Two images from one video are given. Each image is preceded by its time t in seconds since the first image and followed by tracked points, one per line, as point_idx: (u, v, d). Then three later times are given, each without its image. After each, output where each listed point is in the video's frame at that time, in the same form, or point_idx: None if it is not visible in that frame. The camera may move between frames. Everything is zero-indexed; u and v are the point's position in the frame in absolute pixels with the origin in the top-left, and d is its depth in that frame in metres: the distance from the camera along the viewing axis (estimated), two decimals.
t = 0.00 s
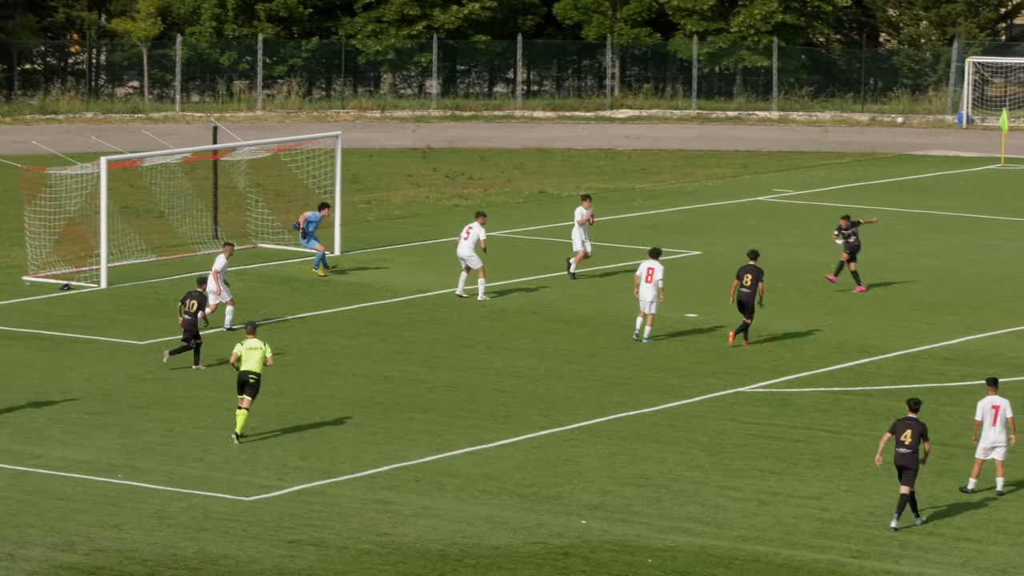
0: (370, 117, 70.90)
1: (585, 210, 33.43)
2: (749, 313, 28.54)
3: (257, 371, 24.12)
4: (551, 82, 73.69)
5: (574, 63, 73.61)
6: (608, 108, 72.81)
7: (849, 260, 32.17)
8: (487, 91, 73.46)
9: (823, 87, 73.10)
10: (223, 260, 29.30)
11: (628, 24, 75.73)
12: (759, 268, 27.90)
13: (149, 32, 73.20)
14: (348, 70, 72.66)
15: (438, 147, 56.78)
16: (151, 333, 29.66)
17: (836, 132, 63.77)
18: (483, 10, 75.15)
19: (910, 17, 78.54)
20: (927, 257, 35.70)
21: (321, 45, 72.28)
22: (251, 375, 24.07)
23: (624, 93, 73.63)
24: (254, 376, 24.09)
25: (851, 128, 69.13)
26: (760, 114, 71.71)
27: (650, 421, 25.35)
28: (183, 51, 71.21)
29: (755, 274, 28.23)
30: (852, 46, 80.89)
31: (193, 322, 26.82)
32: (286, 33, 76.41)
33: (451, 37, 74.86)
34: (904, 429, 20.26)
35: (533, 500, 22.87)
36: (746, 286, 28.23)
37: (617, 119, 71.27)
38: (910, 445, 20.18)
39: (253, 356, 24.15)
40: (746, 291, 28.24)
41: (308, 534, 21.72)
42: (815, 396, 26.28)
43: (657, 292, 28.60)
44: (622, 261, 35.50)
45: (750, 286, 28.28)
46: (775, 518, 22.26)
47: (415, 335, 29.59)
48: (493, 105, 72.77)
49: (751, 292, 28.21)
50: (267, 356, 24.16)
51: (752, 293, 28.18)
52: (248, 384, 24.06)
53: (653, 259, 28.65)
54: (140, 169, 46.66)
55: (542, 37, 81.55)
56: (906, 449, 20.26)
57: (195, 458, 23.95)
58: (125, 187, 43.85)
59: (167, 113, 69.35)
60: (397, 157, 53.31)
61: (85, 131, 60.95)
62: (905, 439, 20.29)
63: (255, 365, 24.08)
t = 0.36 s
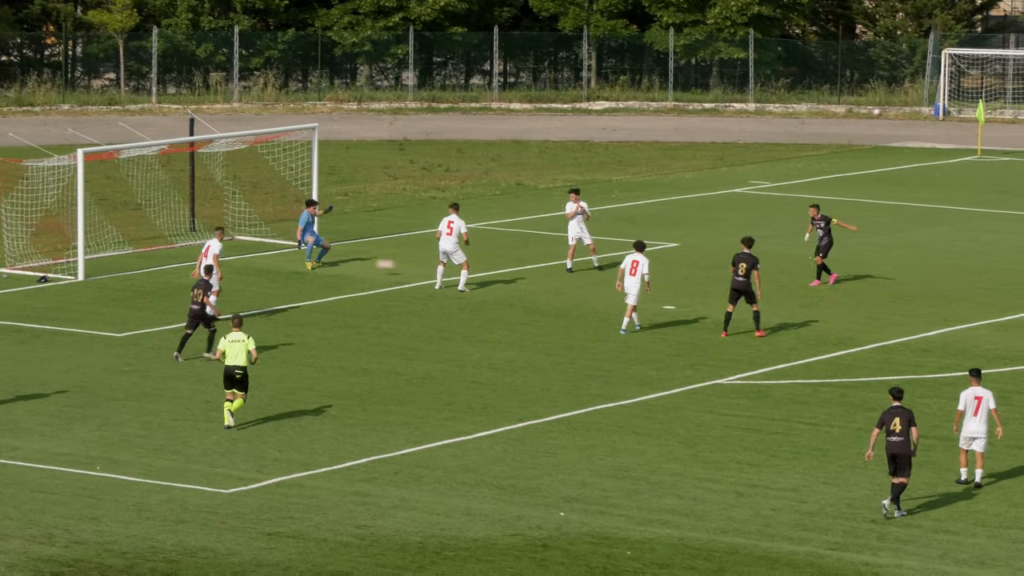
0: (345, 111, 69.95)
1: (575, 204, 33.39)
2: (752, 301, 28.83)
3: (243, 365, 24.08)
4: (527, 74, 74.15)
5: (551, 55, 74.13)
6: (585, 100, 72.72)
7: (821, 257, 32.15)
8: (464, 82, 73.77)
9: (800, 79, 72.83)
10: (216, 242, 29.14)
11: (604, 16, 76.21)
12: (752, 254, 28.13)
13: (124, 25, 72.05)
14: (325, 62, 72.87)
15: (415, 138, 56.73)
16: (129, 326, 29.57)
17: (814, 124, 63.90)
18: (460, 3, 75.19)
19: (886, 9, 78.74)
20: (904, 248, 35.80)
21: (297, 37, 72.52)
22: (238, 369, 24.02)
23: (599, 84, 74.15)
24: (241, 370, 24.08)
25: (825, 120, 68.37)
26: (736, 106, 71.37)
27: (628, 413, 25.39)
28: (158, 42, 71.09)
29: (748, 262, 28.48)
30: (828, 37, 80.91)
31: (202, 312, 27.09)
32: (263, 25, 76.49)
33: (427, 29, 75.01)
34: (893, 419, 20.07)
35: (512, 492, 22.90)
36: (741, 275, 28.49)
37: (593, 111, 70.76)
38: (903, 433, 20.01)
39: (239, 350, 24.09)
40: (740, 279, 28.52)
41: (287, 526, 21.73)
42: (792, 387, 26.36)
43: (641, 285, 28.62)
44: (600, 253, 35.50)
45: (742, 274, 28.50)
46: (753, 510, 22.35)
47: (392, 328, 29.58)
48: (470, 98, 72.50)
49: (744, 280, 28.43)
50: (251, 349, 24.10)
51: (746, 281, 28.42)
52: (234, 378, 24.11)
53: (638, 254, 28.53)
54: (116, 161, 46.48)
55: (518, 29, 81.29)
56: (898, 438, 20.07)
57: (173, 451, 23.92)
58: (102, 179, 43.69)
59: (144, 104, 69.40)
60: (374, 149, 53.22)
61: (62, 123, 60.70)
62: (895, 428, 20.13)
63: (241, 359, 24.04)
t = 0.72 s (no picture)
0: (374, 102, 71.44)
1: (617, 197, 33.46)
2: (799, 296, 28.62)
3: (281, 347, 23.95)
4: (555, 67, 74.37)
5: (578, 48, 74.13)
6: (614, 93, 73.28)
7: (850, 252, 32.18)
8: (491, 75, 74.19)
9: (827, 71, 72.97)
10: (255, 235, 29.50)
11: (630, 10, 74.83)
12: (799, 251, 27.87)
13: (152, 18, 73.07)
14: (352, 54, 73.35)
15: (443, 131, 56.84)
16: (159, 317, 29.57)
17: (840, 117, 63.89)
18: None
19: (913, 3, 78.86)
20: (933, 242, 35.73)
21: (324, 30, 73.16)
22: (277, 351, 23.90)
23: (627, 78, 73.98)
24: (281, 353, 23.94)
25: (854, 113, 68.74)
26: (764, 99, 71.91)
27: (659, 406, 25.35)
28: (183, 35, 72.03)
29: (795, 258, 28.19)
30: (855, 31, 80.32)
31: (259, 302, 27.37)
32: (290, 18, 77.25)
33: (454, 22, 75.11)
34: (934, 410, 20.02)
35: (543, 484, 22.86)
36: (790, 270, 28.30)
37: (621, 104, 71.68)
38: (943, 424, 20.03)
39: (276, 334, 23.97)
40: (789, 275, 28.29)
41: (318, 518, 21.69)
42: (822, 381, 26.33)
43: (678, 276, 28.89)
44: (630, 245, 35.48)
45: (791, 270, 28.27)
46: (785, 503, 22.32)
47: (422, 320, 29.56)
48: (497, 90, 73.06)
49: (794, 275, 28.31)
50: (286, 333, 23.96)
51: (795, 278, 28.29)
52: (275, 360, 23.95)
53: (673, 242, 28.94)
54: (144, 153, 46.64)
55: (545, 21, 79.66)
56: (936, 429, 20.08)
57: (204, 442, 23.88)
58: (129, 172, 43.82)
59: (172, 98, 70.54)
60: (402, 142, 53.28)
61: (90, 116, 61.03)
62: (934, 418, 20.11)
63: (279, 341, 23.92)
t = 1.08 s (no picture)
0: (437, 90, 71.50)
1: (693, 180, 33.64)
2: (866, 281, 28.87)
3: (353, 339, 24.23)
4: (617, 55, 73.81)
5: (640, 37, 73.83)
6: (675, 81, 72.74)
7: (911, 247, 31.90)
8: (553, 64, 73.85)
9: (890, 61, 72.64)
10: (325, 222, 29.57)
11: None
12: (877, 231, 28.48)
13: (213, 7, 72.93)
14: (415, 43, 73.07)
15: (503, 120, 56.85)
16: (219, 305, 29.65)
17: (898, 106, 63.47)
18: None
19: None
20: (994, 232, 35.49)
21: (386, 18, 72.79)
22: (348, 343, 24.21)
23: (689, 66, 73.76)
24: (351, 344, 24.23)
25: (917, 102, 68.07)
26: (827, 87, 71.38)
27: (718, 395, 25.32)
28: (246, 23, 72.45)
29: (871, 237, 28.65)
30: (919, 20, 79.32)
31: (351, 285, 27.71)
32: (352, 8, 77.27)
33: (516, 11, 75.29)
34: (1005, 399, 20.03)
35: (602, 473, 22.85)
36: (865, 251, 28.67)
37: (683, 93, 71.05)
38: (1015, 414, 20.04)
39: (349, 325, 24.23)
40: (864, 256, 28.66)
41: (377, 507, 21.72)
42: (881, 370, 26.24)
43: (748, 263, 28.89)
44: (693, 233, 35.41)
45: (868, 250, 28.65)
46: (844, 493, 22.28)
47: (483, 309, 29.55)
48: (559, 78, 72.90)
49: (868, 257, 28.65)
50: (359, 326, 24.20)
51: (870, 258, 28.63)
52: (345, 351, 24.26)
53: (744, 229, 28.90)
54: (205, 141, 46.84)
55: (608, 11, 79.59)
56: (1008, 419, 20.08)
57: (265, 430, 23.93)
58: (189, 159, 44.07)
59: (234, 86, 70.92)
60: (463, 130, 53.28)
61: (151, 103, 61.34)
62: (1005, 408, 20.09)
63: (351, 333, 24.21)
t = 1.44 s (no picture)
0: (453, 86, 70.94)
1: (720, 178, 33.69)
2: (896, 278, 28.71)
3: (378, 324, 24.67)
4: (634, 51, 74.33)
5: (658, 32, 73.94)
6: (693, 77, 72.83)
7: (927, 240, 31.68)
8: (570, 59, 74.35)
9: (908, 56, 72.31)
10: (348, 216, 29.45)
11: None
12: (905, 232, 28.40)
13: None
14: (432, 38, 73.60)
15: (520, 115, 56.88)
16: (237, 300, 29.67)
17: (915, 101, 63.43)
18: None
19: None
20: (1012, 227, 35.43)
21: (404, 13, 73.13)
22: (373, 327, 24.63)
23: (707, 62, 74.01)
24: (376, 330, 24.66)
25: (934, 97, 67.80)
26: (844, 83, 71.21)
27: (734, 390, 25.31)
28: (263, 18, 72.60)
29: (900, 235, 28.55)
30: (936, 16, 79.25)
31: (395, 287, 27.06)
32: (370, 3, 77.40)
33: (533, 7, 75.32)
34: None
35: (619, 469, 22.86)
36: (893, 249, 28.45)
37: (701, 88, 70.94)
38: None
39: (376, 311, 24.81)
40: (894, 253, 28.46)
41: (394, 501, 21.74)
42: (898, 366, 26.22)
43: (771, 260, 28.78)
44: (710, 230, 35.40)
45: (896, 249, 28.50)
46: (861, 488, 22.27)
47: (500, 305, 29.56)
48: (576, 74, 72.90)
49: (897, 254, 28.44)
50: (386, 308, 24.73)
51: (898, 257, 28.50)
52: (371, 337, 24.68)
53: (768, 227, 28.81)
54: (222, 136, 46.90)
55: (626, 5, 79.60)
56: None
57: (282, 425, 23.96)
58: (206, 154, 44.13)
59: (251, 81, 70.84)
60: (480, 125, 53.28)
61: (169, 98, 61.38)
62: None
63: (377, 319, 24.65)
